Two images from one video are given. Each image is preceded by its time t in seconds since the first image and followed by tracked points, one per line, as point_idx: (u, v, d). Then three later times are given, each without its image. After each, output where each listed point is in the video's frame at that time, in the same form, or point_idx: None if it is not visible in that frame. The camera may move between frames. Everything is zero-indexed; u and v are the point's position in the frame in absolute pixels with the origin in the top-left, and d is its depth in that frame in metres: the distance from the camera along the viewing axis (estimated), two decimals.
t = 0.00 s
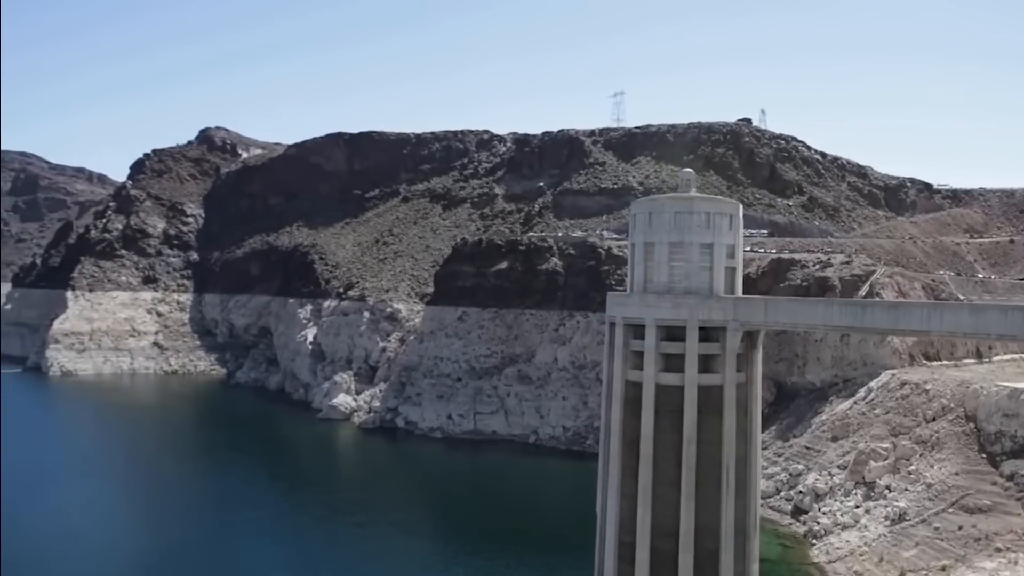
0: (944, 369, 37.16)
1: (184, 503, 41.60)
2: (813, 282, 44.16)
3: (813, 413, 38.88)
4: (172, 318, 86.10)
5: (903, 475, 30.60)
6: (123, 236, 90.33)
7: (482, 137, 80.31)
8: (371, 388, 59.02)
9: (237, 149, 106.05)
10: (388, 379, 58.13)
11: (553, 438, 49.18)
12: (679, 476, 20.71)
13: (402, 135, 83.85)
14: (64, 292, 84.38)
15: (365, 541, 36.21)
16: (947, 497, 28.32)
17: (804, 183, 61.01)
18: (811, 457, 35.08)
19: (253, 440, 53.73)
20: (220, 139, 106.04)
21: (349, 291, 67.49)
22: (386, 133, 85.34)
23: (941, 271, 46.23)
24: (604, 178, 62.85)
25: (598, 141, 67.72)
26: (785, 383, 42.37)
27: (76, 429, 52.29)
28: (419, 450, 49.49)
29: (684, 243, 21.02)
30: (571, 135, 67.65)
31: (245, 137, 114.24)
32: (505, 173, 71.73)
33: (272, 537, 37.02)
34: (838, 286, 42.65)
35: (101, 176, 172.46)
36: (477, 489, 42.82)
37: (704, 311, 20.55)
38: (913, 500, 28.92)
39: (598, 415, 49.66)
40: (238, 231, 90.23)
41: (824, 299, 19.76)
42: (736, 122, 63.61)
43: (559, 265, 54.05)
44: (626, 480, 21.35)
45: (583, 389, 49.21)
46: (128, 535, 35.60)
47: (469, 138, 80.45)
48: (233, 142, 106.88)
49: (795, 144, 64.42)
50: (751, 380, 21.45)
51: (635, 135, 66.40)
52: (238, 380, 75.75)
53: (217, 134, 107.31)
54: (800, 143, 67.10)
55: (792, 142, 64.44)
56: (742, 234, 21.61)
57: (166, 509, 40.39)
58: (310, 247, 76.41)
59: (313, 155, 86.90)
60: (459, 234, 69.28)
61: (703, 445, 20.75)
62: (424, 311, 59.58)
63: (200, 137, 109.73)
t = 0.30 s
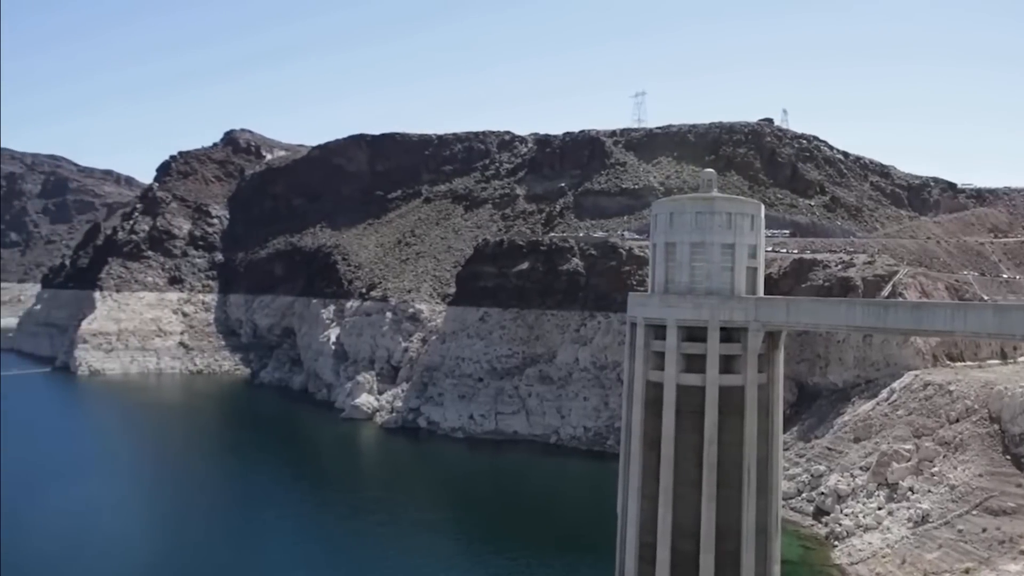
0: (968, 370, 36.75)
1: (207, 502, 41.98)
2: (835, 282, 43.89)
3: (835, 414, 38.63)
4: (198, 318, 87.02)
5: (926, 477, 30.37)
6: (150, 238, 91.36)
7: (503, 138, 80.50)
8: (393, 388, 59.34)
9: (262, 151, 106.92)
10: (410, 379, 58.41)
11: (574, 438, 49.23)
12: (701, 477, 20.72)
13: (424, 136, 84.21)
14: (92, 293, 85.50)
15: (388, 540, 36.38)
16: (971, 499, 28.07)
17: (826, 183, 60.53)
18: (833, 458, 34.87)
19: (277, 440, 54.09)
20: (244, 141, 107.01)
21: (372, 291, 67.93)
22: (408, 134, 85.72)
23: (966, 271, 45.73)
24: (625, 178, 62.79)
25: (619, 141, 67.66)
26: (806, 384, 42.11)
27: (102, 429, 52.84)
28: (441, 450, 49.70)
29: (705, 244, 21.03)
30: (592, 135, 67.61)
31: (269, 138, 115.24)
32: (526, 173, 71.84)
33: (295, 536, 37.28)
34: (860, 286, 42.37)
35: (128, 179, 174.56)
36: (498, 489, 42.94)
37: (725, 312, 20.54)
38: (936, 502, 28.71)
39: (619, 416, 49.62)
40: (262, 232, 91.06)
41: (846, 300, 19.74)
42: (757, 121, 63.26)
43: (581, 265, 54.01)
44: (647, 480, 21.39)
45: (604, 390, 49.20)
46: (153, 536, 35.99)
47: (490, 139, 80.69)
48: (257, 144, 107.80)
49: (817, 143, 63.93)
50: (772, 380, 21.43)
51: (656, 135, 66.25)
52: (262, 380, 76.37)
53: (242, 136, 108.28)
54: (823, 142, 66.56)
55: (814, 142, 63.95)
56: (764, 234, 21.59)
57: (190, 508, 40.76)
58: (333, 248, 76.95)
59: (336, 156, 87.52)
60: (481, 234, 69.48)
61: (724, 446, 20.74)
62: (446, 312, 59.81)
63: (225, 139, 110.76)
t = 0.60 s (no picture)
0: (984, 372, 36.28)
1: (222, 502, 42.21)
2: (850, 282, 43.69)
3: (850, 415, 38.43)
4: (215, 318, 87.65)
5: (941, 478, 30.20)
6: (167, 238, 92.05)
7: (517, 138, 80.66)
8: (407, 387, 59.54)
9: (278, 152, 107.58)
10: (425, 379, 58.58)
11: (588, 438, 49.23)
12: (715, 478, 20.71)
13: (438, 137, 84.41)
14: (110, 293, 86.24)
15: (401, 540, 36.47)
16: (987, 500, 27.89)
17: (841, 183, 60.23)
18: (848, 459, 34.72)
19: (292, 440, 54.36)
20: (261, 142, 107.65)
21: (387, 291, 68.23)
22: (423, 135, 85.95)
23: (982, 271, 45.40)
24: (639, 178, 62.76)
25: (634, 141, 67.61)
26: (820, 385, 41.73)
27: (118, 431, 53.26)
28: (455, 450, 49.83)
29: (720, 244, 21.02)
30: (606, 136, 67.52)
31: (285, 140, 115.88)
32: (540, 174, 71.90)
33: (308, 536, 37.44)
34: (876, 286, 42.20)
35: (146, 179, 175.95)
36: (513, 490, 43.00)
37: (740, 312, 20.52)
38: (952, 503, 28.57)
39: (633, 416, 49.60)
40: (278, 233, 91.58)
41: (861, 300, 19.73)
42: (771, 121, 63.01)
43: (595, 266, 53.89)
44: (661, 480, 21.40)
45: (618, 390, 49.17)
46: (167, 538, 36.26)
47: (505, 140, 80.90)
48: (273, 145, 108.45)
49: (832, 143, 63.60)
50: (787, 381, 21.41)
51: (670, 135, 66.14)
52: (278, 380, 76.72)
53: (258, 137, 108.97)
54: (837, 142, 66.22)
55: (829, 142, 63.64)
56: (779, 234, 21.57)
57: (204, 508, 41.00)
58: (348, 249, 77.31)
59: (351, 157, 87.87)
60: (495, 235, 69.57)
61: (739, 446, 20.72)
62: (461, 312, 59.95)
63: (241, 140, 111.52)
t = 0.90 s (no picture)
0: (1005, 372, 36.08)
1: (244, 501, 42.51)
2: (870, 282, 43.41)
3: (870, 416, 38.17)
4: (236, 319, 88.38)
5: (962, 480, 29.94)
6: (190, 239, 92.88)
7: (536, 139, 80.85)
8: (427, 387, 59.77)
9: (299, 154, 108.32)
10: (444, 380, 58.80)
11: (607, 439, 49.23)
12: (734, 478, 20.69)
13: (458, 138, 84.64)
14: (134, 293, 87.16)
15: (423, 540, 36.60)
16: (1008, 503, 27.63)
17: (860, 182, 59.78)
18: (868, 460, 34.51)
19: (310, 439, 54.73)
20: (282, 144, 108.40)
21: (407, 291, 68.55)
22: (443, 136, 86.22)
23: (1004, 271, 44.96)
24: (658, 178, 62.66)
25: (653, 142, 67.45)
26: (841, 386, 41.67)
27: (137, 433, 53.82)
28: (475, 450, 49.99)
29: (739, 244, 21.01)
30: (625, 136, 67.37)
31: (306, 141, 116.61)
32: (559, 175, 71.94)
33: (326, 535, 37.72)
34: (896, 287, 41.93)
35: (169, 181, 177.42)
36: (532, 489, 43.12)
37: (759, 312, 20.50)
38: (973, 506, 28.34)
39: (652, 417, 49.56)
40: (299, 235, 92.19)
41: (881, 300, 19.70)
42: (791, 121, 62.66)
43: (614, 266, 53.78)
44: (680, 481, 21.42)
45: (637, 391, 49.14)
46: (187, 538, 36.65)
47: (524, 141, 81.09)
48: (294, 146, 109.17)
49: (852, 143, 63.17)
50: (807, 382, 21.37)
51: (689, 135, 65.98)
52: (299, 380, 77.13)
53: (279, 139, 109.72)
54: (857, 142, 65.78)
55: (849, 141, 63.21)
56: (798, 234, 21.53)
57: (223, 507, 41.40)
58: (368, 249, 77.74)
59: (372, 158, 88.26)
60: (515, 235, 69.66)
61: (758, 447, 20.70)
62: (480, 312, 60.11)
63: (263, 142, 112.31)
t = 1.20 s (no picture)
0: None
1: (264, 501, 42.76)
2: (888, 283, 43.15)
3: (887, 417, 37.93)
4: (255, 319, 89.00)
5: (981, 482, 29.72)
6: (210, 240, 93.53)
7: (553, 140, 81.06)
8: (444, 388, 59.96)
9: (317, 155, 108.95)
10: (461, 380, 58.96)
11: (624, 439, 49.22)
12: (750, 479, 20.69)
13: (475, 138, 84.84)
14: (154, 294, 87.91)
15: (440, 540, 36.72)
16: None
17: (878, 182, 59.33)
18: (885, 461, 34.32)
19: (327, 439, 54.99)
20: (301, 145, 109.00)
21: (424, 292, 68.80)
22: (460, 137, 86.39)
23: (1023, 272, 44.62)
24: (675, 179, 62.57)
25: (669, 142, 67.31)
26: (858, 387, 41.40)
27: (157, 433, 54.24)
28: (492, 450, 50.13)
29: (756, 244, 20.98)
30: (641, 136, 67.23)
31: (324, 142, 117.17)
32: (576, 175, 71.94)
33: (344, 535, 37.87)
34: (914, 287, 41.70)
35: (189, 182, 178.68)
36: (549, 489, 43.22)
37: (776, 313, 20.47)
38: (991, 507, 28.14)
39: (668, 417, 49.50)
40: (318, 236, 92.69)
41: (899, 301, 19.67)
42: (808, 121, 62.32)
43: (630, 267, 53.70)
44: (696, 482, 21.43)
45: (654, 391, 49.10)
46: (206, 538, 36.91)
47: (541, 141, 81.27)
48: (313, 147, 109.74)
49: (869, 142, 62.77)
50: (823, 383, 21.31)
51: (706, 136, 65.79)
52: (317, 380, 77.44)
53: (298, 140, 110.33)
54: (875, 141, 65.35)
55: (867, 141, 62.81)
56: (815, 234, 21.50)
57: (242, 507, 41.66)
58: (386, 250, 78.05)
59: (389, 159, 88.58)
60: (531, 236, 69.70)
61: (774, 447, 20.69)
62: (497, 312, 60.23)
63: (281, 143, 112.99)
